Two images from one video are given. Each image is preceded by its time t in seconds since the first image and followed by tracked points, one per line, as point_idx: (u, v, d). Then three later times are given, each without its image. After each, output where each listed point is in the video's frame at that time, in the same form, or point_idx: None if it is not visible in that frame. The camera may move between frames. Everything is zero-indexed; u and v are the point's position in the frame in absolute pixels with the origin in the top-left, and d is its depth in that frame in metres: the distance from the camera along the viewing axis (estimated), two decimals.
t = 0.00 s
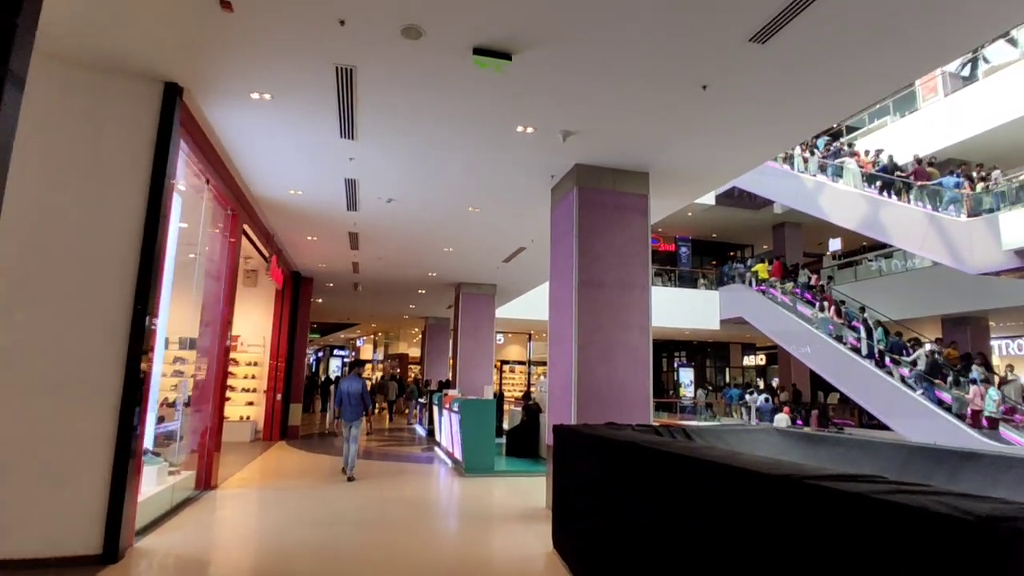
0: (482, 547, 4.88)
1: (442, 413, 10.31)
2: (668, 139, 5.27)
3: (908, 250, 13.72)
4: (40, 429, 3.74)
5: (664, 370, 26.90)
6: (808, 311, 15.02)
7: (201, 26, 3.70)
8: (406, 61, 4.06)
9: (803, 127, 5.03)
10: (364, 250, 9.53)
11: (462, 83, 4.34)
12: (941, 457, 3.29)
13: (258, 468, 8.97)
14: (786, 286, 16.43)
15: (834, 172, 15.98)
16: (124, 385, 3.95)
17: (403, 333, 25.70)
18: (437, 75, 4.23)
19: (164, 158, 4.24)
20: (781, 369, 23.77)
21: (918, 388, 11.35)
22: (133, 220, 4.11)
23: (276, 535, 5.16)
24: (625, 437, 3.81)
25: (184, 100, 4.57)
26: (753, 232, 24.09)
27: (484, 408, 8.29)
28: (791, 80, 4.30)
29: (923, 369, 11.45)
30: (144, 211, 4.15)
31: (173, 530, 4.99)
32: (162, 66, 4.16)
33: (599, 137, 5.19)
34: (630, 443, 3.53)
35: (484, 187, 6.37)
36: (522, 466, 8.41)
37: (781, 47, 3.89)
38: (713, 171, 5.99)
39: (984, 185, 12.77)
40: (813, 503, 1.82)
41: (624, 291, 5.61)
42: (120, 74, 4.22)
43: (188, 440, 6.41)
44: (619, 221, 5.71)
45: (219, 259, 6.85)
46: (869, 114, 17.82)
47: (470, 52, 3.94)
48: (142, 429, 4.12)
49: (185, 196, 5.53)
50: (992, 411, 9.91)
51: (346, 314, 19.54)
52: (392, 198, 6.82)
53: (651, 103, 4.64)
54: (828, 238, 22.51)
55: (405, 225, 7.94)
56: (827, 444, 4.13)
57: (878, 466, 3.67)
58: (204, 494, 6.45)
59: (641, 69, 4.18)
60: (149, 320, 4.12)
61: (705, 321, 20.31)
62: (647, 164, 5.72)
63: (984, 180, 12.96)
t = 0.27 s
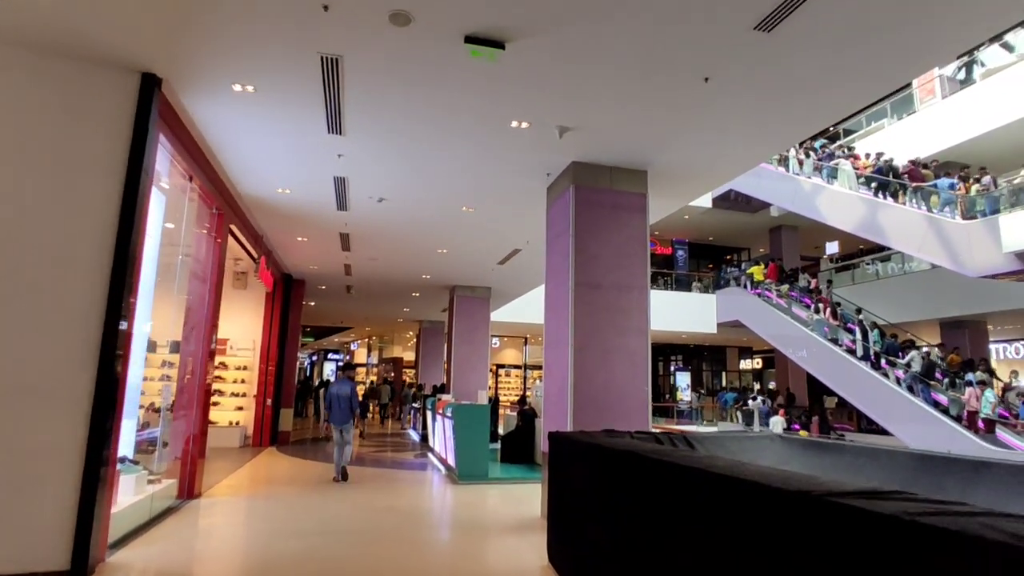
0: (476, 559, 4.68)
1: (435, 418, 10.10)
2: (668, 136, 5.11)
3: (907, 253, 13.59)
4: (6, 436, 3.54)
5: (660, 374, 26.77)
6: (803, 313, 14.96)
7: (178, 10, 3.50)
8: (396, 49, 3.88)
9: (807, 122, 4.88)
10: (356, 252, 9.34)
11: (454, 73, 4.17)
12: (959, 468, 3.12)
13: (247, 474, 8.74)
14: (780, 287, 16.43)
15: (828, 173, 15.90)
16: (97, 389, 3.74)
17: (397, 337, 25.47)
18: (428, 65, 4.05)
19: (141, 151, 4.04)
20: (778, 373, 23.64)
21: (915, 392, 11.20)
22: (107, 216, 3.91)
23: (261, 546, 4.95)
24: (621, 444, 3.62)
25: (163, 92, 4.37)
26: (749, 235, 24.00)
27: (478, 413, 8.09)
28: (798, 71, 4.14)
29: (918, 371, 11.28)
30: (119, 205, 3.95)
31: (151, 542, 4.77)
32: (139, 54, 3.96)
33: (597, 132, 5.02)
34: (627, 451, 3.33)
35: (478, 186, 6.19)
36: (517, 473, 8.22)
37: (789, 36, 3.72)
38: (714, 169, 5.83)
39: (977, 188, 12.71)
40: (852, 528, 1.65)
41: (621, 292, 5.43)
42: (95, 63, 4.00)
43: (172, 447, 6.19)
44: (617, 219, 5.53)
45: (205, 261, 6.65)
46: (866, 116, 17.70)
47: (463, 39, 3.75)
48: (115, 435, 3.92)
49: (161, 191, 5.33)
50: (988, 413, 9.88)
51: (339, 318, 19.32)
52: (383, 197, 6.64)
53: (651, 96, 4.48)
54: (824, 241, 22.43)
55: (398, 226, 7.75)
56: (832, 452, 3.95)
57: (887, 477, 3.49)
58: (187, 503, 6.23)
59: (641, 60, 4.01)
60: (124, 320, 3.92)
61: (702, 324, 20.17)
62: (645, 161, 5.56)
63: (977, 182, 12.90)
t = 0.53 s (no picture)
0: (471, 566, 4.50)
1: (433, 421, 9.91)
2: (673, 130, 4.93)
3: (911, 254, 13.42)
4: None
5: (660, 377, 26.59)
6: (804, 315, 14.94)
7: None
8: (390, 35, 3.70)
9: (818, 118, 4.70)
10: (353, 250, 9.15)
11: (452, 61, 3.99)
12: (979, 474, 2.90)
13: (240, 477, 8.56)
14: (780, 289, 16.37)
15: (828, 174, 15.86)
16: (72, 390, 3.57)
17: (396, 338, 25.29)
18: (424, 51, 3.87)
19: (123, 142, 3.88)
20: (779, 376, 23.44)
21: (916, 393, 11.09)
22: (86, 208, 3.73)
23: (248, 552, 4.76)
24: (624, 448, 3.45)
25: (148, 80, 4.20)
26: (751, 237, 23.83)
27: (475, 416, 7.90)
28: (810, 63, 3.97)
29: (918, 372, 11.21)
30: (100, 202, 3.80)
31: (134, 549, 4.58)
32: (122, 40, 3.78)
33: (599, 125, 4.85)
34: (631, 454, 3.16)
35: (476, 181, 6.02)
36: (516, 477, 8.02)
37: (802, 24, 3.55)
38: (719, 166, 5.66)
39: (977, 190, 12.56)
40: (883, 544, 1.47)
41: (624, 291, 5.26)
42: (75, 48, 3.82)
43: (161, 449, 6.01)
44: (619, 216, 5.36)
45: (196, 258, 6.48)
46: (871, 118, 17.62)
47: (459, 24, 3.58)
48: (94, 439, 3.76)
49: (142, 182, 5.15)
50: (990, 414, 9.68)
51: (337, 318, 19.14)
52: (380, 194, 6.48)
53: (657, 88, 4.31)
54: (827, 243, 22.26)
55: (395, 223, 7.58)
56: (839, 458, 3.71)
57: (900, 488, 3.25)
58: (175, 508, 6.04)
59: (647, 48, 3.83)
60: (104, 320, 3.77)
61: (703, 326, 19.99)
62: (649, 157, 5.39)
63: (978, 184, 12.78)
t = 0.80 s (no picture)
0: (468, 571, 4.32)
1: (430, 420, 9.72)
2: (681, 119, 4.75)
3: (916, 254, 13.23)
4: None
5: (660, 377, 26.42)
6: (803, 313, 14.89)
7: None
8: (385, 12, 3.52)
9: (832, 105, 4.51)
10: (349, 245, 8.97)
11: (449, 40, 3.80)
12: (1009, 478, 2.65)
13: (233, 476, 8.39)
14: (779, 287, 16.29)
15: (829, 173, 15.85)
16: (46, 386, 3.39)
17: (395, 337, 25.13)
18: (421, 31, 3.68)
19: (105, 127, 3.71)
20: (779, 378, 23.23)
21: (915, 393, 11.02)
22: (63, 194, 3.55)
23: (235, 555, 4.56)
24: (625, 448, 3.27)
25: (131, 62, 4.01)
26: (753, 237, 23.66)
27: (473, 415, 7.72)
28: (825, 48, 3.79)
29: (918, 372, 11.16)
30: (78, 189, 3.62)
31: (115, 551, 4.39)
32: (102, 15, 3.59)
33: (603, 113, 4.67)
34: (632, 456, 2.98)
35: (475, 171, 5.84)
36: (514, 478, 7.84)
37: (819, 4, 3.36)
38: (727, 158, 5.48)
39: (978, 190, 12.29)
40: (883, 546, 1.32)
41: (628, 287, 5.07)
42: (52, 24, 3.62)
43: (147, 447, 5.83)
44: (623, 209, 5.18)
45: (186, 253, 6.31)
46: (874, 116, 17.41)
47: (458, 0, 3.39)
48: (69, 438, 3.60)
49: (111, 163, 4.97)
50: (990, 414, 9.47)
51: (335, 316, 18.95)
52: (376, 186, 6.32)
53: (664, 73, 4.12)
54: (828, 244, 22.10)
55: (392, 217, 7.40)
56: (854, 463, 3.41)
57: (923, 492, 2.94)
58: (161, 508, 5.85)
59: (655, 30, 3.65)
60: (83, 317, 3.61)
61: (703, 326, 19.82)
62: (654, 147, 5.21)
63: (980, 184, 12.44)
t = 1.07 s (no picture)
0: None
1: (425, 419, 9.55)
2: (686, 108, 4.56)
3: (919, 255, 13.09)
4: None
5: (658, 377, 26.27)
6: (802, 312, 14.75)
7: None
8: None
9: (844, 93, 4.33)
10: (343, 239, 8.77)
11: (445, 21, 3.60)
12: None
13: (224, 474, 8.21)
14: (779, 287, 16.18)
15: (829, 172, 15.80)
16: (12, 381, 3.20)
17: (390, 335, 24.94)
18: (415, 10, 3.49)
19: (80, 110, 3.51)
20: (778, 378, 23.10)
21: (912, 391, 10.97)
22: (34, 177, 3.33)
23: (217, 559, 4.38)
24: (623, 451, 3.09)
25: (110, 41, 3.82)
26: (752, 237, 23.50)
27: (468, 414, 7.54)
28: (839, 34, 3.61)
29: (915, 370, 11.06)
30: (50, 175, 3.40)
31: (91, 555, 4.21)
32: None
33: (605, 102, 4.48)
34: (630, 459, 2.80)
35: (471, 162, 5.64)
36: (509, 479, 7.67)
37: None
38: (731, 150, 5.30)
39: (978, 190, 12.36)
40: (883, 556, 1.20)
41: (628, 282, 4.90)
42: None
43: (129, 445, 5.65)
44: (624, 203, 5.00)
45: (173, 244, 6.12)
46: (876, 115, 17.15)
47: None
48: (38, 437, 3.41)
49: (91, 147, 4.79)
50: (987, 414, 9.49)
51: (330, 313, 18.76)
52: (370, 178, 6.13)
53: (670, 59, 3.93)
54: (828, 244, 21.95)
55: (386, 211, 7.21)
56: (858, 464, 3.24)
57: (949, 504, 2.77)
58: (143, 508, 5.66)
59: (661, 13, 3.46)
60: (53, 312, 3.42)
61: (702, 326, 19.64)
62: (657, 139, 5.03)
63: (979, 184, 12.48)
